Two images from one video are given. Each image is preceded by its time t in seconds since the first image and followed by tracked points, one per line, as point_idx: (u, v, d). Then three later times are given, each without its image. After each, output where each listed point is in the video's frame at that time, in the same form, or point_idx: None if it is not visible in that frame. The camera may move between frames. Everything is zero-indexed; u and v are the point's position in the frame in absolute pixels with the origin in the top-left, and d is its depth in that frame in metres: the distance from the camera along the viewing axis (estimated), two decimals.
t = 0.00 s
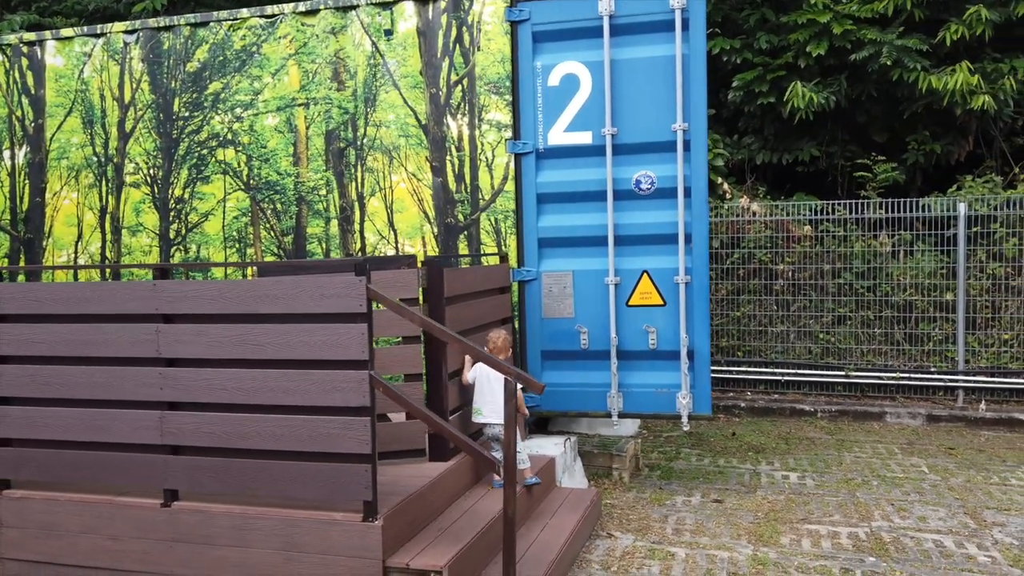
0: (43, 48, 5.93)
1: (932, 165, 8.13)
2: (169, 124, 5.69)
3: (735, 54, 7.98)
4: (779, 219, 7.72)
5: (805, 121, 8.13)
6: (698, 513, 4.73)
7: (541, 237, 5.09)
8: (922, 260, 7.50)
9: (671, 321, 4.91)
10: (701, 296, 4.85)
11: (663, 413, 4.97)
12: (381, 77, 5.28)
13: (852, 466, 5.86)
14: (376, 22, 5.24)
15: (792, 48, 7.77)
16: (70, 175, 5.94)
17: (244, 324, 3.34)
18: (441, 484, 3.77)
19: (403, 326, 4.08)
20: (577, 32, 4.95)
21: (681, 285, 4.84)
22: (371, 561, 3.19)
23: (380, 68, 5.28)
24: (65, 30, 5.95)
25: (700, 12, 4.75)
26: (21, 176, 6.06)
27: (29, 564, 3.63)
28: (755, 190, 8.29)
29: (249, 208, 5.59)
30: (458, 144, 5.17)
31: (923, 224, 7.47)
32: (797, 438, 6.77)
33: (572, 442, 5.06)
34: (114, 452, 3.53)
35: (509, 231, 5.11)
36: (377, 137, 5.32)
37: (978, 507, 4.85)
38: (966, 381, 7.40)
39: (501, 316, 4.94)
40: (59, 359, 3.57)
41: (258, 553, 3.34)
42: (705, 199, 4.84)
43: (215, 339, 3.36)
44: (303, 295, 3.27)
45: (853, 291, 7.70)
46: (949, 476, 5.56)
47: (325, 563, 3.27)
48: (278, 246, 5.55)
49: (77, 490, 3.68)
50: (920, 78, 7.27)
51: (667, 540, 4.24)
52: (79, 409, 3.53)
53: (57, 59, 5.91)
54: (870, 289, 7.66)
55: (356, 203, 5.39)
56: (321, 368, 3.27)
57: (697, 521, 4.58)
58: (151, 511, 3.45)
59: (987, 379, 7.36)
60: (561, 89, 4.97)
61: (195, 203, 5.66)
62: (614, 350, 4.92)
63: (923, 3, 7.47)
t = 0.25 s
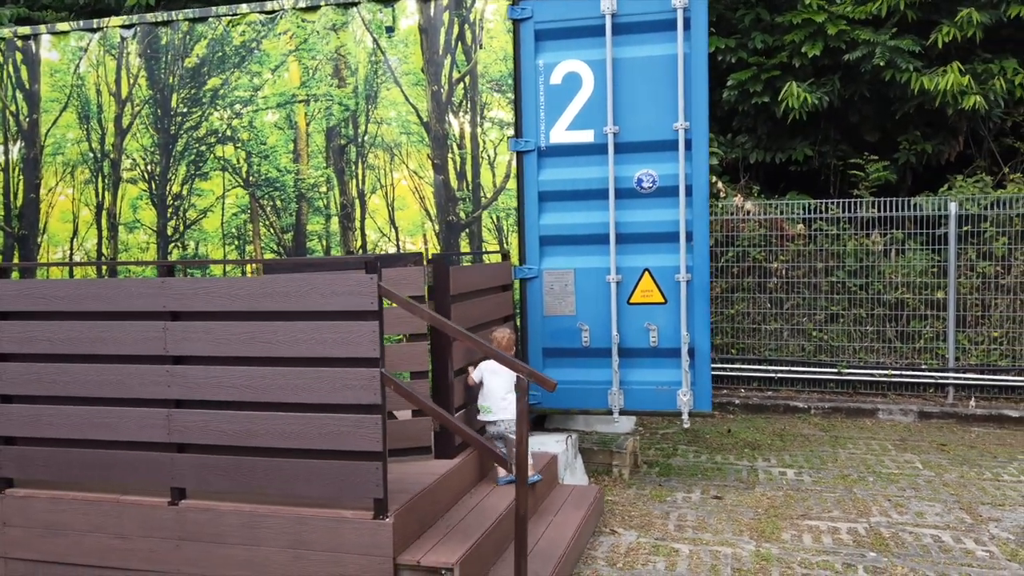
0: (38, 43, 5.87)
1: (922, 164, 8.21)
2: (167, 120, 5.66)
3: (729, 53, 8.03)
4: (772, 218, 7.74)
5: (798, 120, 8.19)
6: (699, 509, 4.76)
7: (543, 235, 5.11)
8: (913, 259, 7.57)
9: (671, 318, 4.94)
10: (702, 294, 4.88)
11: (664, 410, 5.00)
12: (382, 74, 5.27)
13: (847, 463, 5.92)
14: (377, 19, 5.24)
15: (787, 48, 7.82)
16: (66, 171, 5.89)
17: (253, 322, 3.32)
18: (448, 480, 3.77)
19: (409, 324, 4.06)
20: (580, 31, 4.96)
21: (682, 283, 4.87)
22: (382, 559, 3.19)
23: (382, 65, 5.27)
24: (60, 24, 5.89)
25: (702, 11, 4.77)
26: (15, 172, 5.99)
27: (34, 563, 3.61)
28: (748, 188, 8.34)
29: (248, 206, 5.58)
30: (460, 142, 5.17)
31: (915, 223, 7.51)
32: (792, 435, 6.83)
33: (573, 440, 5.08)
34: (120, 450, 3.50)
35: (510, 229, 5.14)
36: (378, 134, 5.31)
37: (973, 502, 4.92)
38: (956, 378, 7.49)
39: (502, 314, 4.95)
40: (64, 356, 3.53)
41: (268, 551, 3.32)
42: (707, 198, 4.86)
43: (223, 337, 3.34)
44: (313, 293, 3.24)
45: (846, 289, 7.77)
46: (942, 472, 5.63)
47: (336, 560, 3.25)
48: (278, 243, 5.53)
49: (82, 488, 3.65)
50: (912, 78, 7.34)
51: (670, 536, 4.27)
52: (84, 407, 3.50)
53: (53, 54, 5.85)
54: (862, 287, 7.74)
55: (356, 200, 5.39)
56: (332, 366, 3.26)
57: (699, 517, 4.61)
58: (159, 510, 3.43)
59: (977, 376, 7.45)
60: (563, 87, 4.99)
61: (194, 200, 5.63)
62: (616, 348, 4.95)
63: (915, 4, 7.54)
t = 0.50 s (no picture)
0: (37, 41, 5.83)
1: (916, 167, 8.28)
2: (168, 119, 5.63)
3: (727, 54, 8.06)
4: (769, 219, 7.79)
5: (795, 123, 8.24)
6: (704, 510, 4.79)
7: (547, 236, 5.12)
8: (907, 261, 7.64)
9: (676, 319, 4.96)
10: (706, 295, 4.92)
11: (667, 411, 5.02)
12: (387, 74, 5.27)
13: (846, 463, 5.98)
14: (382, 20, 5.22)
15: (785, 51, 7.86)
16: (65, 170, 5.85)
17: (267, 322, 3.30)
18: (460, 480, 3.78)
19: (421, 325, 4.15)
20: (585, 33, 4.98)
21: (686, 285, 4.90)
22: (398, 560, 3.18)
23: (387, 65, 5.27)
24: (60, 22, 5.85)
25: (707, 15, 4.81)
26: (14, 171, 5.95)
27: (42, 566, 3.57)
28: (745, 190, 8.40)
29: (251, 205, 5.54)
30: (465, 143, 5.16)
31: (909, 225, 7.60)
32: (790, 435, 6.88)
33: (578, 440, 5.10)
34: (131, 451, 3.48)
35: (515, 230, 5.13)
36: (382, 134, 5.31)
37: (974, 502, 4.98)
38: (951, 378, 7.56)
39: (506, 314, 4.93)
40: (74, 357, 3.51)
41: (281, 553, 3.30)
42: (711, 200, 4.89)
43: (237, 337, 3.32)
44: (328, 293, 3.23)
45: (842, 290, 7.82)
46: (941, 472, 5.70)
47: (351, 562, 3.24)
48: (280, 243, 5.53)
49: (91, 490, 3.63)
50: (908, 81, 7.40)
51: (678, 537, 4.29)
52: (95, 408, 3.48)
53: (52, 52, 5.81)
54: (858, 288, 7.79)
55: (359, 201, 5.38)
56: (347, 367, 3.25)
57: (704, 517, 4.64)
58: (170, 511, 3.41)
59: (971, 377, 7.53)
60: (568, 89, 5.00)
61: (195, 199, 5.61)
62: (620, 349, 4.97)
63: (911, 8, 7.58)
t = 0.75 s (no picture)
0: (42, 42, 5.81)
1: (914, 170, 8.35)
2: (174, 121, 5.62)
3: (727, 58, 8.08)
4: (770, 222, 7.86)
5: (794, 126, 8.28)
6: (713, 511, 4.81)
7: (556, 239, 5.13)
8: (907, 264, 7.70)
9: (684, 322, 4.98)
10: (715, 298, 4.93)
11: (676, 413, 5.05)
12: (396, 77, 5.27)
13: (851, 464, 6.02)
14: (390, 23, 5.23)
15: (785, 55, 7.88)
16: (70, 171, 5.83)
17: (286, 325, 3.30)
18: (475, 483, 3.79)
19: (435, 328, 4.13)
20: (594, 36, 5.00)
21: (695, 288, 4.91)
22: (419, 563, 3.19)
23: (395, 68, 5.26)
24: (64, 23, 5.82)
25: (715, 19, 4.82)
26: (18, 172, 5.92)
27: (58, 570, 3.57)
28: (745, 193, 8.45)
29: (257, 208, 5.54)
30: (474, 146, 5.19)
31: (909, 228, 7.66)
32: (792, 437, 6.93)
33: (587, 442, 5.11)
34: (149, 454, 3.48)
35: (525, 233, 5.15)
36: (390, 137, 5.30)
37: (980, 503, 5.03)
38: (950, 380, 7.62)
39: (516, 317, 4.92)
40: (91, 360, 3.50)
41: (301, 556, 3.31)
42: (720, 202, 4.92)
43: (255, 340, 3.32)
44: (348, 297, 3.23)
45: (842, 293, 7.87)
46: (945, 474, 5.75)
47: (371, 565, 3.24)
48: (288, 246, 5.51)
49: (107, 493, 3.62)
50: (908, 86, 7.47)
51: (690, 539, 4.30)
52: (113, 411, 3.48)
53: (57, 54, 5.79)
54: (858, 290, 7.84)
55: (368, 203, 5.37)
56: (367, 370, 3.26)
57: (714, 519, 4.67)
58: (188, 514, 3.41)
59: (970, 379, 7.60)
60: (577, 93, 5.02)
61: (201, 201, 5.60)
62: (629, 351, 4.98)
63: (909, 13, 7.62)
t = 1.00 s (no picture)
0: (51, 45, 5.81)
1: (915, 174, 8.41)
2: (185, 124, 5.63)
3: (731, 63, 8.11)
4: (772, 225, 7.93)
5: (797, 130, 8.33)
6: (724, 513, 4.84)
7: (567, 242, 5.17)
8: (909, 267, 7.74)
9: (695, 325, 5.01)
10: (726, 301, 4.96)
11: (686, 416, 5.08)
12: (406, 81, 5.29)
13: (857, 466, 6.06)
14: (402, 27, 5.27)
15: (788, 59, 7.94)
16: (79, 174, 5.83)
17: (308, 328, 3.33)
18: (493, 484, 3.82)
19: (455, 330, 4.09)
20: (604, 41, 5.04)
21: (706, 291, 4.94)
22: (441, 564, 3.21)
23: (406, 72, 5.29)
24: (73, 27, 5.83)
25: (726, 24, 4.86)
26: (26, 175, 5.92)
27: (77, 572, 3.57)
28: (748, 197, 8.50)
29: (268, 211, 5.55)
30: (485, 150, 5.24)
31: (910, 231, 7.69)
32: (797, 439, 6.97)
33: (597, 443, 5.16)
34: (169, 456, 3.50)
35: (536, 237, 5.19)
36: (401, 141, 5.33)
37: (988, 504, 5.08)
38: (953, 383, 7.67)
39: (527, 320, 4.94)
40: (112, 362, 3.52)
41: (323, 557, 3.32)
42: (730, 206, 4.95)
43: (278, 343, 3.35)
44: (370, 299, 3.26)
45: (846, 296, 7.92)
46: (950, 475, 5.80)
47: (393, 566, 3.26)
48: (298, 249, 5.52)
49: (126, 495, 3.63)
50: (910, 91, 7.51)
51: (703, 540, 4.33)
52: (133, 414, 3.50)
53: (66, 56, 5.79)
54: (861, 294, 7.89)
55: (378, 207, 5.39)
56: (389, 372, 3.28)
57: (726, 520, 4.70)
58: (209, 516, 3.42)
59: (972, 381, 7.66)
60: (588, 97, 5.05)
61: (211, 204, 5.61)
62: (640, 354, 5.01)
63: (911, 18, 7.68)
